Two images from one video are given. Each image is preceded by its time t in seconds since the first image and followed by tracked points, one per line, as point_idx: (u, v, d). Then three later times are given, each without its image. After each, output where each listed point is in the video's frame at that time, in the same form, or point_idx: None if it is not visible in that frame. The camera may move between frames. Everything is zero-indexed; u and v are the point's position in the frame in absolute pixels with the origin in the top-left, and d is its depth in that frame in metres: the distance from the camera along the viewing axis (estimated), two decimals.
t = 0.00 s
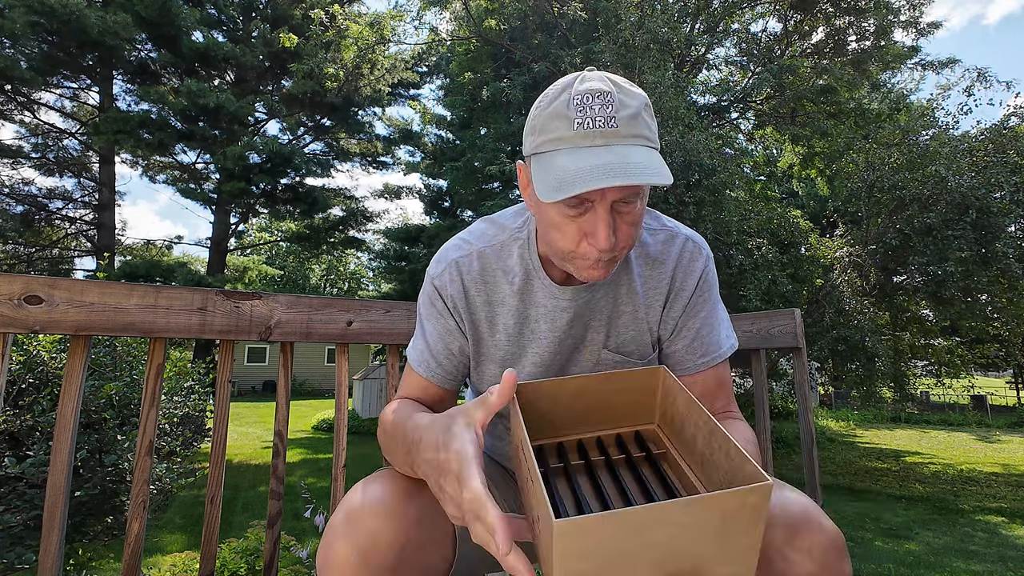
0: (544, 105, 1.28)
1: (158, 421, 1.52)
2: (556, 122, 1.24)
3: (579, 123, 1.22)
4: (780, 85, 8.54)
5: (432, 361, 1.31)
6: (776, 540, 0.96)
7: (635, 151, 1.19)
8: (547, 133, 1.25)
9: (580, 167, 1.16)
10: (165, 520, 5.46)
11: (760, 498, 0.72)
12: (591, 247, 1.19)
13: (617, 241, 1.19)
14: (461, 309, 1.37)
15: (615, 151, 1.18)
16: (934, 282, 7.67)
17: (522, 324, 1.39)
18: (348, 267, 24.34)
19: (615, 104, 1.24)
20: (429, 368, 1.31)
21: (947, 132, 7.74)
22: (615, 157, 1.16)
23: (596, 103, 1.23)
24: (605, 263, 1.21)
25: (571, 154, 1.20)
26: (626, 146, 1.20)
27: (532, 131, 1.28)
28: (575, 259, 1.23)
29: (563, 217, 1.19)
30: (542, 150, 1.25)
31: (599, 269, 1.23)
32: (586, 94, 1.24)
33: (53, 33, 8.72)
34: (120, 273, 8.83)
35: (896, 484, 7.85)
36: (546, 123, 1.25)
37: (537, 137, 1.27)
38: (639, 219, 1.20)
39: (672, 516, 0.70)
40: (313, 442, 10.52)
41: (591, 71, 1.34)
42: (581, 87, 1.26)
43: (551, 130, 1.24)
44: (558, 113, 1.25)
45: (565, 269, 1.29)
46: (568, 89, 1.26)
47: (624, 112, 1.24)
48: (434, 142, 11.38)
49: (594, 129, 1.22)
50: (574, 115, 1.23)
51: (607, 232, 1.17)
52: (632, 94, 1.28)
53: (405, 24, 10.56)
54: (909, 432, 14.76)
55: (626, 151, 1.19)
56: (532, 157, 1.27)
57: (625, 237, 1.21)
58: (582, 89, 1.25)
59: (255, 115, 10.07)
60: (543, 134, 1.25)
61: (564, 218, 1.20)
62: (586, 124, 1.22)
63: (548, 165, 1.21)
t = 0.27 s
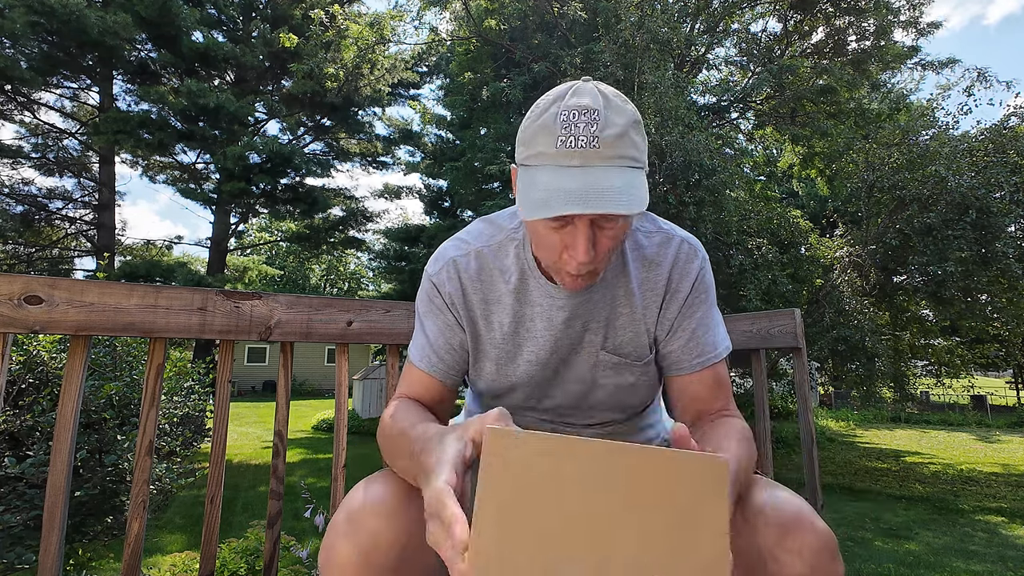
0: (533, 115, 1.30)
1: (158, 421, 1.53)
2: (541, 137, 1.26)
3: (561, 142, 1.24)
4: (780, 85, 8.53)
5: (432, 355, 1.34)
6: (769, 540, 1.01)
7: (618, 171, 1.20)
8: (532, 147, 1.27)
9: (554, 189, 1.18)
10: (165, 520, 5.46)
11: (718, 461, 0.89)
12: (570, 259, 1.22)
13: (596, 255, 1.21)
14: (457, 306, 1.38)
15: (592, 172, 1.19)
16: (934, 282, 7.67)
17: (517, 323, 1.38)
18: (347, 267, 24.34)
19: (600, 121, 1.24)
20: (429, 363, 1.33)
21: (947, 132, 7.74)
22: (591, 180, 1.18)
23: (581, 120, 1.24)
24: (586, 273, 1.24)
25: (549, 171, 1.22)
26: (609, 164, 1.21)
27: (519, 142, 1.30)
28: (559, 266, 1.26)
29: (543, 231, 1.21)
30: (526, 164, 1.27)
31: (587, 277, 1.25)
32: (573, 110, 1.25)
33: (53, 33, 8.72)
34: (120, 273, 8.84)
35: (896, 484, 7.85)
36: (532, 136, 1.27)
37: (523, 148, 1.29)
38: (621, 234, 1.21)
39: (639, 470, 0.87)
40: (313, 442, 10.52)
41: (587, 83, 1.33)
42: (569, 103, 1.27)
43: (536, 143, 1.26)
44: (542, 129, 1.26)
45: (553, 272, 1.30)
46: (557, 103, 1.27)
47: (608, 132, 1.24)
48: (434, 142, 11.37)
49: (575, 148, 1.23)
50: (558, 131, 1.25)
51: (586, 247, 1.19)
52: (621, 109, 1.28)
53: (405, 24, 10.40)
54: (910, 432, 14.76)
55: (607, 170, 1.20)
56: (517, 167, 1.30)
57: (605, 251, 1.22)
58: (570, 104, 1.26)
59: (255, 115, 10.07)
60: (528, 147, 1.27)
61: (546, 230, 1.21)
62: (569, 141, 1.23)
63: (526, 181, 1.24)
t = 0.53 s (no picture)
0: (523, 123, 1.31)
1: (158, 421, 1.52)
2: (528, 145, 1.27)
3: (546, 150, 1.24)
4: (780, 84, 8.53)
5: (433, 352, 1.36)
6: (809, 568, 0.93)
7: (601, 181, 1.20)
8: (519, 153, 1.28)
9: (535, 198, 1.19)
10: (165, 520, 5.47)
11: (844, 479, 0.94)
12: (556, 259, 1.22)
13: (583, 257, 1.22)
14: (456, 305, 1.38)
15: (573, 181, 1.19)
16: (934, 282, 7.67)
17: (516, 322, 1.38)
18: (347, 267, 24.34)
19: (586, 129, 1.25)
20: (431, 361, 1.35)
21: (947, 132, 7.75)
22: (572, 189, 1.18)
23: (567, 129, 1.25)
24: (574, 271, 1.24)
25: (533, 180, 1.23)
26: (592, 173, 1.21)
27: (510, 148, 1.32)
28: (547, 265, 1.26)
29: (530, 233, 1.22)
30: (513, 171, 1.29)
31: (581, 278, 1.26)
32: (560, 120, 1.26)
33: (53, 33, 8.73)
34: (120, 273, 8.83)
35: (896, 484, 7.85)
36: (521, 143, 1.29)
37: (512, 155, 1.31)
38: (609, 238, 1.21)
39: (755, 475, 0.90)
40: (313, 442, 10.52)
41: (578, 90, 1.33)
42: (558, 111, 1.27)
43: (523, 150, 1.28)
44: (530, 137, 1.27)
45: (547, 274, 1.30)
46: (546, 111, 1.28)
47: (593, 140, 1.23)
48: (434, 142, 11.36)
49: (559, 157, 1.23)
50: (546, 140, 1.25)
51: (570, 251, 1.20)
52: (609, 116, 1.28)
53: (405, 24, 10.38)
54: (910, 432, 14.77)
55: (588, 180, 1.20)
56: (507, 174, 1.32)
57: (593, 253, 1.23)
58: (558, 112, 1.27)
59: (255, 115, 10.08)
60: (517, 153, 1.29)
61: (534, 232, 1.21)
62: (554, 150, 1.24)
63: (511, 189, 1.26)
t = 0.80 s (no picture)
0: (526, 119, 1.31)
1: (158, 421, 1.53)
2: (532, 142, 1.28)
3: (551, 145, 1.25)
4: (780, 84, 8.53)
5: (432, 339, 1.35)
6: None
7: (606, 175, 1.21)
8: (524, 150, 1.28)
9: (543, 192, 1.20)
10: (165, 520, 5.47)
11: None
12: (564, 256, 1.23)
13: (589, 250, 1.22)
14: (458, 297, 1.38)
15: (579, 175, 1.20)
16: (934, 282, 7.67)
17: (517, 316, 1.38)
18: (347, 267, 24.34)
19: (588, 123, 1.25)
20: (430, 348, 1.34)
21: (947, 132, 7.75)
22: (579, 183, 1.19)
23: (570, 123, 1.25)
24: (580, 268, 1.23)
25: (540, 175, 1.23)
26: (597, 168, 1.21)
27: (513, 145, 1.32)
28: (553, 261, 1.25)
29: (537, 228, 1.23)
30: (518, 167, 1.29)
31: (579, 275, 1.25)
32: (563, 114, 1.26)
33: (53, 33, 8.73)
34: (120, 273, 8.83)
35: (896, 484, 7.85)
36: (524, 139, 1.29)
37: (516, 151, 1.31)
38: (614, 231, 1.21)
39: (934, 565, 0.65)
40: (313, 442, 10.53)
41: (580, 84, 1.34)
42: (562, 105, 1.28)
43: (526, 147, 1.28)
44: (534, 132, 1.27)
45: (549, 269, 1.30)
46: (548, 107, 1.28)
47: (596, 134, 1.24)
48: (434, 142, 11.34)
49: (564, 152, 1.24)
50: (550, 135, 1.25)
51: (577, 245, 1.20)
52: (609, 110, 1.28)
53: (405, 24, 10.39)
54: (909, 432, 14.77)
55: (594, 175, 1.20)
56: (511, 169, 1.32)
57: (597, 248, 1.23)
58: (560, 107, 1.26)
59: (255, 115, 10.08)
60: (521, 151, 1.29)
61: (541, 227, 1.22)
62: (558, 146, 1.24)
63: (517, 185, 1.26)
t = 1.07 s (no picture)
0: (562, 114, 1.28)
1: (158, 421, 1.52)
2: (572, 140, 1.25)
3: (594, 145, 1.23)
4: (780, 84, 8.53)
5: (425, 307, 1.28)
6: None
7: (649, 178, 1.21)
8: (562, 148, 1.25)
9: (592, 192, 1.18)
10: (165, 520, 5.47)
11: None
12: (595, 256, 1.23)
13: (619, 251, 1.22)
14: (465, 286, 1.36)
15: (626, 177, 1.20)
16: (934, 282, 7.68)
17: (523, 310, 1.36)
18: (347, 267, 24.34)
19: (630, 126, 1.24)
20: (422, 313, 1.27)
21: (947, 132, 7.75)
22: (623, 186, 1.18)
23: (613, 125, 1.23)
24: (608, 269, 1.23)
25: (585, 175, 1.21)
26: (641, 172, 1.21)
27: (546, 141, 1.29)
28: (582, 260, 1.25)
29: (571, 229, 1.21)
30: (557, 164, 1.25)
31: (602, 277, 1.25)
32: (605, 114, 1.24)
33: (53, 33, 8.73)
34: (120, 273, 8.84)
35: (896, 485, 7.85)
36: (561, 137, 1.26)
37: (552, 148, 1.28)
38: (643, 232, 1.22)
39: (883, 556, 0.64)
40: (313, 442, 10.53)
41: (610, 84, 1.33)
42: (601, 105, 1.26)
43: (565, 144, 1.25)
44: (575, 130, 1.25)
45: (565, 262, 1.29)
46: (587, 107, 1.26)
47: (640, 135, 1.24)
48: (434, 143, 11.29)
49: (609, 152, 1.22)
50: (591, 136, 1.23)
51: (612, 246, 1.20)
52: (647, 113, 1.27)
53: (405, 24, 10.40)
54: (910, 432, 14.77)
55: (638, 178, 1.20)
56: (545, 166, 1.29)
57: (627, 249, 1.23)
58: (600, 108, 1.25)
59: (255, 115, 10.08)
60: (558, 149, 1.26)
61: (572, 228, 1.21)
62: (602, 146, 1.23)
63: (559, 183, 1.23)
